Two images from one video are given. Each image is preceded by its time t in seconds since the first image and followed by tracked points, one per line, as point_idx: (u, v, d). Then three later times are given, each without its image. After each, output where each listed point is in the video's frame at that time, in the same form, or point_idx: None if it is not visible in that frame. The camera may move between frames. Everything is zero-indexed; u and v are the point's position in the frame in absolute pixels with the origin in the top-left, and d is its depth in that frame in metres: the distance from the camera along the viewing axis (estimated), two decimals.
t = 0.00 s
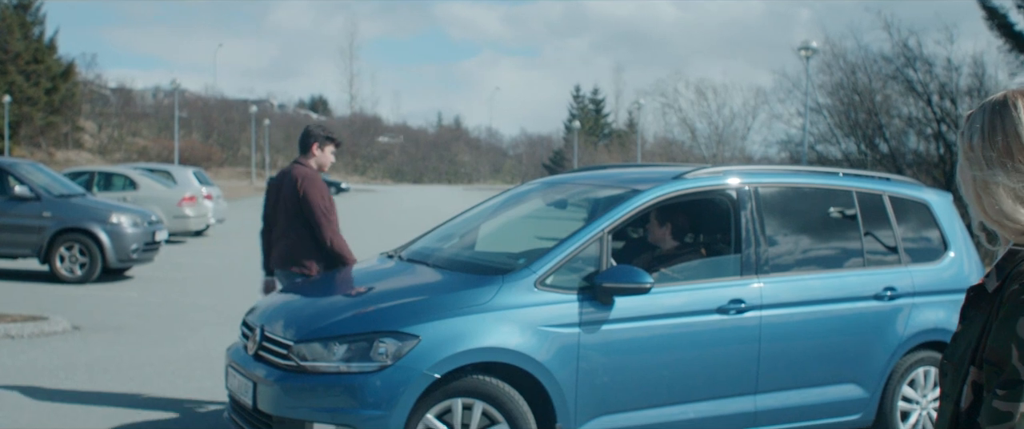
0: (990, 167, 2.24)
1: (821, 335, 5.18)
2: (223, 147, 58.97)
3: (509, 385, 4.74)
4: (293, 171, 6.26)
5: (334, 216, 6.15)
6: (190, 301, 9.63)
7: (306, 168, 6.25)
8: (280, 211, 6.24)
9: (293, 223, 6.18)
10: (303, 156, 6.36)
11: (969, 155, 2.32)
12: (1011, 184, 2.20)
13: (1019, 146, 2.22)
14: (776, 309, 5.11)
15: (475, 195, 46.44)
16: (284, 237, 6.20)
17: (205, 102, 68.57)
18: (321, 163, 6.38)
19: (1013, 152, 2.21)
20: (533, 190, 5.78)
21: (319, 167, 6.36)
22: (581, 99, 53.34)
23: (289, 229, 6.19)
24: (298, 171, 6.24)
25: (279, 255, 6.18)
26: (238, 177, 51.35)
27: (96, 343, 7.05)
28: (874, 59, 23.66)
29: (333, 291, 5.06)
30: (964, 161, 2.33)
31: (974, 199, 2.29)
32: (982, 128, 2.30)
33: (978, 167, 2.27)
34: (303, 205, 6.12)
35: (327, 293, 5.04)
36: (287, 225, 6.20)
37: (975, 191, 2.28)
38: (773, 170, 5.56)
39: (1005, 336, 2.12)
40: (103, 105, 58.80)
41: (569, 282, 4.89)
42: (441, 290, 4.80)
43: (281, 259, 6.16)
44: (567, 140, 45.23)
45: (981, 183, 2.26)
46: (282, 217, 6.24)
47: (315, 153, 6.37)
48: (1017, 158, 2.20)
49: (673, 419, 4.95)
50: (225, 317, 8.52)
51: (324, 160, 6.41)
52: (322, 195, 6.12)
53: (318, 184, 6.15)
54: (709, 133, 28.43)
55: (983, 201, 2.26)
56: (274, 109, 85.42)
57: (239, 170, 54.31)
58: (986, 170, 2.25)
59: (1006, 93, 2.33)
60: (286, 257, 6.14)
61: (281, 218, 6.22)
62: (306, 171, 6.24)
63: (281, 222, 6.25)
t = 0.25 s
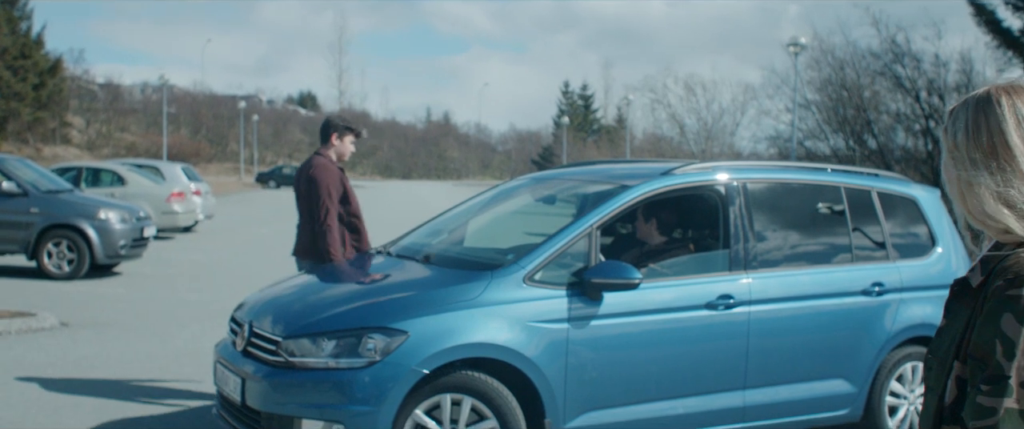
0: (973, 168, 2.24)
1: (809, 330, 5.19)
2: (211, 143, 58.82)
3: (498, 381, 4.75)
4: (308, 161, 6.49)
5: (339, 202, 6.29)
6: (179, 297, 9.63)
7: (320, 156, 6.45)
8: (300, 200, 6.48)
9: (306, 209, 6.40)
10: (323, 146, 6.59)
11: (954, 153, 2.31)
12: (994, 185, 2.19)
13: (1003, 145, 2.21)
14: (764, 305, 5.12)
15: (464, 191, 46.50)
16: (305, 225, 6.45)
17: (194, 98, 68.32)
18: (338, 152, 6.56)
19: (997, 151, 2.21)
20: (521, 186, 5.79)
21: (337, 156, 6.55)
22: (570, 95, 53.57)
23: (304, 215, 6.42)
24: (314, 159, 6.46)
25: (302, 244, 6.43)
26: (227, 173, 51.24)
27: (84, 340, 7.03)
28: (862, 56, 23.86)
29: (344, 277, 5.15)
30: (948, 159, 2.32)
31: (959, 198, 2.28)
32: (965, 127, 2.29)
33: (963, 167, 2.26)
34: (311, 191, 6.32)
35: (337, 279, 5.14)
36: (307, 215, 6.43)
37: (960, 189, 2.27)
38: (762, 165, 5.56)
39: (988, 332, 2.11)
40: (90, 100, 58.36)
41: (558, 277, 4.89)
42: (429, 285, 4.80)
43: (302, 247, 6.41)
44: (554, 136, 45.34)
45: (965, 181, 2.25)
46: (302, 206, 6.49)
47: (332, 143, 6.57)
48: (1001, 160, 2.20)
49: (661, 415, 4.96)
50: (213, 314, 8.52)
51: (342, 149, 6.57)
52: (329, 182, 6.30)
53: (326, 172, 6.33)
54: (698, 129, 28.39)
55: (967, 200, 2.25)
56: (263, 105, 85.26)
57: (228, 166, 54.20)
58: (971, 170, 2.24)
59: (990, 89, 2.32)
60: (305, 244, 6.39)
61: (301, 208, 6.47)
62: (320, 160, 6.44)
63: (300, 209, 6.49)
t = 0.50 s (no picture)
0: (958, 164, 2.23)
1: (798, 325, 5.20)
2: (200, 138, 58.63)
3: (488, 377, 4.75)
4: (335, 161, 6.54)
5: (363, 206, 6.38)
6: (167, 293, 9.61)
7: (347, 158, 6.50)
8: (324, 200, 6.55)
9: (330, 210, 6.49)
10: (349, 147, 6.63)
11: (937, 149, 2.30)
12: (978, 183, 2.19)
13: (985, 141, 2.20)
14: (754, 300, 5.13)
15: (453, 186, 46.50)
16: (326, 225, 6.53)
17: (183, 93, 68.07)
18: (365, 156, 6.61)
19: (980, 148, 2.21)
20: (511, 182, 5.79)
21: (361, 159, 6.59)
22: (561, 91, 53.67)
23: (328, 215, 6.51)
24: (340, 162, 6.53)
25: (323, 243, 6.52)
26: (217, 169, 51.08)
27: (73, 336, 7.00)
28: (852, 52, 24.09)
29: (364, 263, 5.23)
30: (931, 155, 2.32)
31: (943, 195, 2.28)
32: (948, 124, 2.28)
33: (946, 165, 2.25)
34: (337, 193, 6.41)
35: (357, 263, 5.25)
36: (329, 214, 6.51)
37: (944, 186, 2.27)
38: (751, 161, 5.57)
39: (974, 328, 2.11)
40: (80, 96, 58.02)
41: (548, 273, 4.89)
42: (419, 281, 4.80)
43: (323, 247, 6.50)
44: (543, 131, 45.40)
45: (950, 177, 2.24)
46: (326, 206, 6.56)
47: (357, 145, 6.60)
48: (984, 157, 2.19)
49: (651, 410, 4.97)
50: (202, 309, 8.51)
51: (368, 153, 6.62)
52: (354, 186, 6.36)
53: (352, 177, 6.39)
54: (687, 125, 28.11)
55: (951, 197, 2.25)
56: (252, 101, 85.03)
57: (217, 161, 54.03)
58: (954, 167, 2.23)
59: (974, 84, 2.31)
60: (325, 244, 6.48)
61: (325, 207, 6.54)
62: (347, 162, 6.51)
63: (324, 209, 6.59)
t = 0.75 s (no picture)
0: (943, 160, 2.22)
1: (789, 321, 5.21)
2: (191, 134, 58.47)
3: (479, 373, 4.75)
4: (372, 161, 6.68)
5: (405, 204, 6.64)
6: (157, 289, 9.59)
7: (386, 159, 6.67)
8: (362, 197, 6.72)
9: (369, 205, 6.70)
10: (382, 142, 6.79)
11: (922, 145, 2.28)
12: (962, 181, 2.18)
13: (970, 137, 2.20)
14: (744, 296, 5.14)
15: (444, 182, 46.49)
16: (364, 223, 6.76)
17: (174, 89, 67.83)
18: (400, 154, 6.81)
19: (965, 145, 2.20)
20: (502, 178, 5.78)
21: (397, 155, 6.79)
22: (552, 87, 53.70)
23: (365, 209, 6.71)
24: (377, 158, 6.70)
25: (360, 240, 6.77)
26: (207, 165, 50.95)
27: (64, 332, 6.99)
28: (842, 48, 24.15)
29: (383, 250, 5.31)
30: (916, 151, 2.30)
31: (928, 192, 2.27)
32: (934, 119, 2.27)
33: (931, 162, 2.25)
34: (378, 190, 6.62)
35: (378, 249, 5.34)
36: (367, 213, 6.72)
37: (929, 182, 2.26)
38: (741, 157, 5.58)
39: (956, 324, 2.11)
40: (69, 92, 57.67)
41: (538, 269, 4.89)
42: (410, 277, 4.80)
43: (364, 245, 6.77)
44: (534, 126, 45.41)
45: (935, 174, 2.24)
46: (362, 204, 6.74)
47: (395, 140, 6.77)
48: (969, 154, 2.19)
49: (642, 406, 4.99)
50: (192, 306, 8.50)
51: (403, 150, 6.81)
52: (401, 190, 6.60)
53: (397, 180, 6.61)
54: (678, 121, 28.17)
55: (936, 194, 2.24)
56: (243, 96, 84.84)
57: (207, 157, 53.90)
58: (939, 164, 2.23)
59: (959, 79, 2.30)
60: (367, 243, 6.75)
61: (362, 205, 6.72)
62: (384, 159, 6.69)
63: (359, 201, 6.79)
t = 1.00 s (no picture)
0: (931, 156, 2.23)
1: (779, 317, 5.22)
2: (180, 131, 58.29)
3: (470, 369, 4.75)
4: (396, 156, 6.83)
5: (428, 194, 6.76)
6: (145, 286, 9.57)
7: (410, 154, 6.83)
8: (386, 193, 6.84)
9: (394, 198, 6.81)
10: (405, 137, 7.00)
11: (910, 141, 2.29)
12: (950, 177, 2.19)
13: (958, 134, 2.20)
14: (734, 292, 5.15)
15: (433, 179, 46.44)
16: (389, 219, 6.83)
17: (163, 86, 67.58)
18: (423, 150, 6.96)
19: (953, 142, 2.21)
20: (492, 174, 5.78)
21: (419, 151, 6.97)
22: (541, 83, 53.72)
23: (388, 200, 6.82)
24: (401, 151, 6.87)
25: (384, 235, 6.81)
26: (197, 162, 50.78)
27: (53, 329, 6.97)
28: (832, 45, 24.11)
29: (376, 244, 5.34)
30: (905, 148, 2.30)
31: (916, 188, 2.27)
32: (922, 116, 2.27)
33: (919, 158, 2.25)
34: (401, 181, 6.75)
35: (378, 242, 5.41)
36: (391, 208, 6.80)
37: (917, 178, 2.26)
38: (731, 154, 5.58)
39: (943, 321, 2.10)
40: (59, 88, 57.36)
41: (528, 265, 4.88)
42: (400, 273, 4.79)
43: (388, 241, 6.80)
44: (524, 123, 45.40)
45: (923, 171, 2.24)
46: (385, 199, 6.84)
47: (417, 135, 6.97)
48: (956, 151, 2.19)
49: (632, 402, 5.00)
50: (181, 303, 8.48)
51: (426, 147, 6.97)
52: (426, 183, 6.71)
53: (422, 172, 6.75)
54: (668, 117, 28.21)
55: (924, 192, 2.24)
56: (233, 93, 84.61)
57: (197, 154, 53.73)
58: (927, 161, 2.23)
59: (947, 76, 2.31)
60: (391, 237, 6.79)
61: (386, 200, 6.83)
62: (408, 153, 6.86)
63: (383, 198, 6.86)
